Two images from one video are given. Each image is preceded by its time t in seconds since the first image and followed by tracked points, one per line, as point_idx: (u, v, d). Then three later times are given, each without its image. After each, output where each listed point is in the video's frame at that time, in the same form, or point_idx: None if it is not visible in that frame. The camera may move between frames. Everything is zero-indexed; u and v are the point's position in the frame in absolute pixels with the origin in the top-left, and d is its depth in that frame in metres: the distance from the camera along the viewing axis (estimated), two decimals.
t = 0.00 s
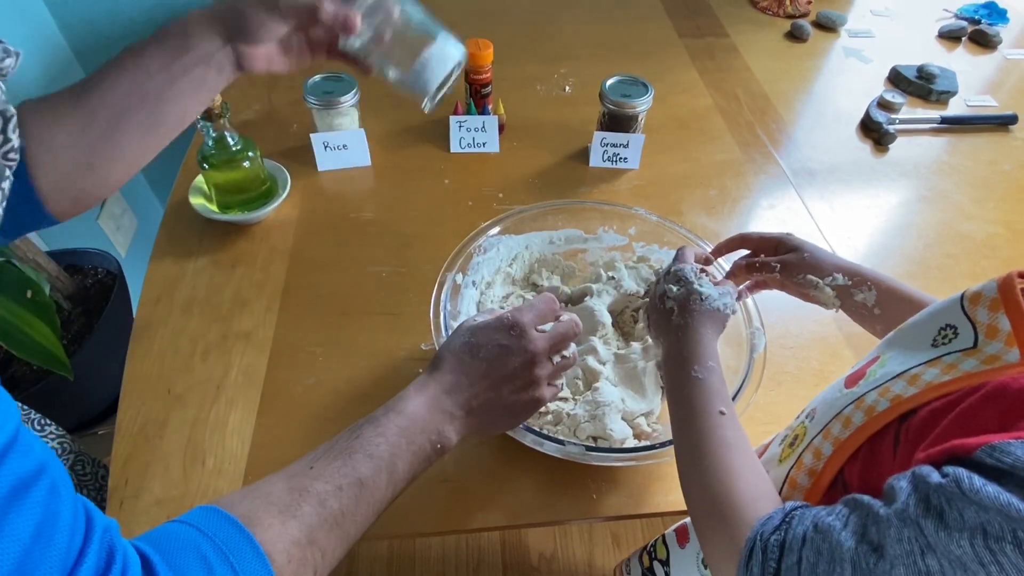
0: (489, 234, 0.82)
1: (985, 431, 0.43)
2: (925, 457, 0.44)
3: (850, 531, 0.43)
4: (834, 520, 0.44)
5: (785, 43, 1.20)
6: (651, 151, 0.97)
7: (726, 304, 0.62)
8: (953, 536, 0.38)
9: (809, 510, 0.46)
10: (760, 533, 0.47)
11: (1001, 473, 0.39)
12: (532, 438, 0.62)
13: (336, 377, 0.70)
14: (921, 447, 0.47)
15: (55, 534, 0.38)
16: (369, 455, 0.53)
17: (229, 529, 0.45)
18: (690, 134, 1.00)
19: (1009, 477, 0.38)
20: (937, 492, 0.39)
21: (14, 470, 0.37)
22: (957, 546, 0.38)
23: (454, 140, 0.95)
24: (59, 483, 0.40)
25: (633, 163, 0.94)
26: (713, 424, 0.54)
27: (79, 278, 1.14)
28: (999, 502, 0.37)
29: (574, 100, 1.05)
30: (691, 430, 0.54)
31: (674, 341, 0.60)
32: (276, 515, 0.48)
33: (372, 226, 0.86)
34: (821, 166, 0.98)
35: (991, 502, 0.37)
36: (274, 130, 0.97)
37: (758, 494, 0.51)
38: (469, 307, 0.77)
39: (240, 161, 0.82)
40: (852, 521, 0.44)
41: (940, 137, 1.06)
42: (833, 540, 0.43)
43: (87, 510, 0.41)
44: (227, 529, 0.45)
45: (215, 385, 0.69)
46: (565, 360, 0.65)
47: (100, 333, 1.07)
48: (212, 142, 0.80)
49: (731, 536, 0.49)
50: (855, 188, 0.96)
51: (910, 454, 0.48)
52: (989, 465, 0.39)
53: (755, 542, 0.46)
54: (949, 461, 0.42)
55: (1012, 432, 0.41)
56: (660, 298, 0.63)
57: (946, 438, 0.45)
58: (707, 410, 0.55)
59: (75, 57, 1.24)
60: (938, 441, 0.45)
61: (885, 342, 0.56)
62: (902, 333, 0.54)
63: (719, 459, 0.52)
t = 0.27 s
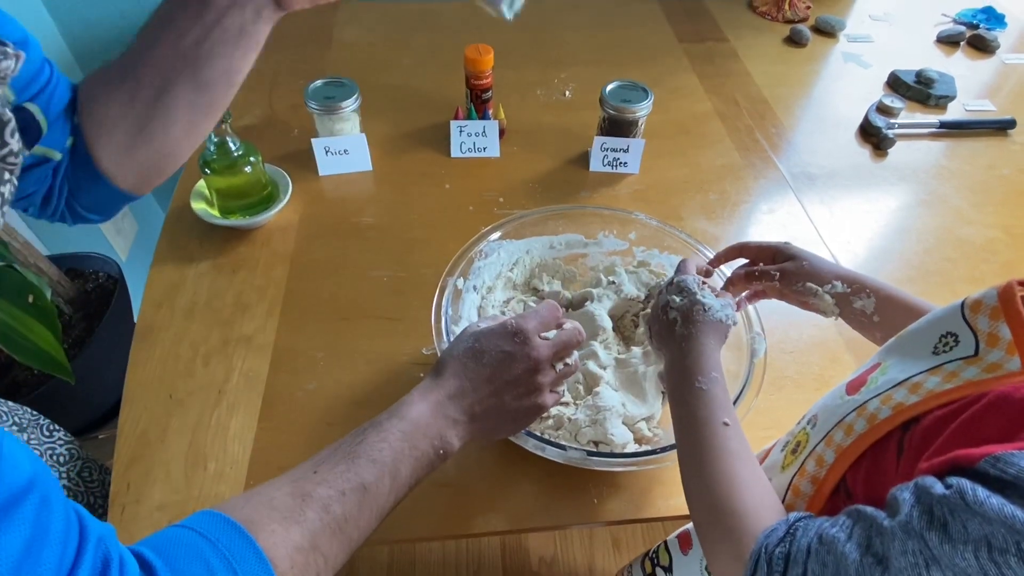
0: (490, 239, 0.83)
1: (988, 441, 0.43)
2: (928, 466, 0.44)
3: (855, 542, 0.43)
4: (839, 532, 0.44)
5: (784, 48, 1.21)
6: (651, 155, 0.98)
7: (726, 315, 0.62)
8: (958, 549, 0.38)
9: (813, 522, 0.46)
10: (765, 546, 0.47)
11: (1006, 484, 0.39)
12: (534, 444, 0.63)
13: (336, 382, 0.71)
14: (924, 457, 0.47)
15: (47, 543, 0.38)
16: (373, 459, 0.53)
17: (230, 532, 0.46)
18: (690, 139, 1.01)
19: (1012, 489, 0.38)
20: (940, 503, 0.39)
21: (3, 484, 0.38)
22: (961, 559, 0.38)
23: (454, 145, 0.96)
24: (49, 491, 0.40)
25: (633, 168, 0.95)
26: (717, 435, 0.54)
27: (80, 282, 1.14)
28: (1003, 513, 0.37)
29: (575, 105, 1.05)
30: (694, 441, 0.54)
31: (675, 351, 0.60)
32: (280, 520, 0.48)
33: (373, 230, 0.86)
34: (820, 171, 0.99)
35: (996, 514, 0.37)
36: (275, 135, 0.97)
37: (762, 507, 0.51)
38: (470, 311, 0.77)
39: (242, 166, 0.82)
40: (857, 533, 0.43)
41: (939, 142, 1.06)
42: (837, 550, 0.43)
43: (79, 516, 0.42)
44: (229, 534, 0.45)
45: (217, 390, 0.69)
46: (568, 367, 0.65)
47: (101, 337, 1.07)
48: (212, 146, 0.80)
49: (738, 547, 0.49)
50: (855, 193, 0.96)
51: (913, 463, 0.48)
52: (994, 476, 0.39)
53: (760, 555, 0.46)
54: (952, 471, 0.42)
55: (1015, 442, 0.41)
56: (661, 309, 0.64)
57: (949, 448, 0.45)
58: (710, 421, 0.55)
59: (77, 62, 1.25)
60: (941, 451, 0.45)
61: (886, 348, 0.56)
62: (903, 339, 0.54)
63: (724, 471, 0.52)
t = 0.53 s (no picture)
0: (490, 242, 0.83)
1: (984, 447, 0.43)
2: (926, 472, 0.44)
3: (856, 550, 0.43)
4: (839, 538, 0.45)
5: (781, 53, 1.22)
6: (649, 160, 0.98)
7: (716, 323, 0.62)
8: (960, 556, 0.39)
9: (813, 529, 0.47)
10: (766, 553, 0.47)
11: (1004, 488, 0.39)
12: (534, 446, 0.63)
13: (337, 385, 0.71)
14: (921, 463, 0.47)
15: (63, 565, 0.38)
16: (375, 468, 0.54)
17: (238, 544, 0.46)
18: (688, 143, 1.01)
19: (1011, 493, 0.39)
20: (940, 509, 0.40)
21: (22, 511, 0.38)
22: (962, 566, 0.39)
23: (454, 149, 0.96)
24: (62, 512, 0.41)
25: (631, 172, 0.95)
26: (714, 443, 0.54)
27: (81, 286, 1.15)
28: (1004, 519, 0.37)
29: (574, 109, 1.06)
30: (691, 449, 0.55)
31: (670, 359, 0.61)
32: (284, 529, 0.48)
33: (373, 234, 0.86)
34: (817, 175, 0.99)
35: (997, 521, 0.37)
36: (276, 139, 0.98)
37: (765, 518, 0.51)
38: (471, 314, 0.78)
39: (244, 171, 0.83)
40: (857, 540, 0.44)
41: (936, 146, 1.07)
42: (836, 555, 0.44)
43: (91, 535, 0.42)
44: (238, 547, 0.46)
45: (218, 393, 0.69)
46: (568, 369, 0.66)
47: (102, 340, 1.07)
48: (216, 150, 0.80)
49: (736, 553, 0.49)
50: (852, 197, 0.96)
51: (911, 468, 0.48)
52: (991, 481, 0.40)
53: (761, 563, 0.47)
54: (950, 477, 0.42)
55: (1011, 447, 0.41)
56: (656, 317, 0.64)
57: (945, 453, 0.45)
58: (705, 430, 0.55)
59: (79, 67, 1.26)
60: (938, 456, 0.45)
61: (879, 352, 0.57)
62: (896, 344, 0.55)
63: (722, 479, 0.52)
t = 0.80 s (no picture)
0: (491, 244, 0.84)
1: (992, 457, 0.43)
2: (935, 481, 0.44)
3: (864, 558, 0.43)
4: (847, 547, 0.44)
5: (780, 57, 1.23)
6: (649, 163, 0.99)
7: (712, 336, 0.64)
8: (970, 565, 0.39)
9: (820, 536, 0.47)
10: (773, 561, 0.47)
11: (1013, 498, 0.40)
12: (535, 446, 0.63)
13: (339, 386, 0.71)
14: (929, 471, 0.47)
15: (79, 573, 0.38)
16: (379, 469, 0.54)
17: (244, 546, 0.46)
18: (687, 147, 1.02)
19: (1020, 503, 0.39)
20: (949, 519, 0.40)
21: (36, 521, 0.38)
22: None
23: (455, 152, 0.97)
24: (79, 523, 0.40)
25: (631, 175, 0.96)
26: (718, 451, 0.55)
27: (82, 288, 1.15)
28: (1015, 529, 0.37)
29: (574, 113, 1.06)
30: (695, 455, 0.55)
31: (673, 366, 0.61)
32: (292, 531, 0.48)
33: (374, 236, 0.87)
34: (816, 178, 1.00)
35: (1008, 532, 0.38)
36: (277, 142, 0.98)
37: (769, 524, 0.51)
38: (471, 316, 0.78)
39: (246, 173, 0.83)
40: (865, 549, 0.44)
41: (934, 149, 1.07)
42: (845, 564, 0.43)
43: (108, 541, 0.41)
44: (244, 549, 0.45)
45: (220, 394, 0.70)
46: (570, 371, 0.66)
47: (103, 343, 1.08)
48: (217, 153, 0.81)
49: (739, 559, 0.49)
50: (851, 200, 0.97)
51: (916, 476, 0.49)
52: (1000, 491, 0.40)
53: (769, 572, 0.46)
54: (958, 486, 0.42)
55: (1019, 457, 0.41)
56: (658, 326, 0.64)
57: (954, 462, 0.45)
58: (711, 438, 0.56)
59: (80, 69, 1.26)
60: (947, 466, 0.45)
61: (881, 356, 0.57)
62: (899, 349, 0.55)
63: (724, 487, 0.53)
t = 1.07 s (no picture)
0: (491, 247, 0.84)
1: (994, 467, 0.42)
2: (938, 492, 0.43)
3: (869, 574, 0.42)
4: (852, 563, 0.43)
5: (777, 62, 1.23)
6: (648, 166, 1.00)
7: (704, 363, 0.65)
8: None
9: (822, 553, 0.46)
10: None
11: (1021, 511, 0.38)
12: (535, 446, 0.64)
13: (340, 388, 0.72)
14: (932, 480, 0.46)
15: None
16: (381, 470, 0.54)
17: (252, 550, 0.46)
18: (686, 150, 1.03)
19: None
20: (954, 531, 0.39)
21: (76, 526, 0.39)
22: None
23: (455, 156, 0.97)
24: (106, 531, 0.41)
25: (630, 179, 0.96)
26: (716, 471, 0.55)
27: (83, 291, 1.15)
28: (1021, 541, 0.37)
29: (573, 117, 1.07)
30: (696, 472, 0.55)
31: (670, 385, 0.61)
32: (298, 534, 0.49)
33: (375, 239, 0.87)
34: (814, 182, 1.00)
35: (1015, 544, 0.37)
36: (278, 146, 0.99)
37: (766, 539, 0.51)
38: (471, 317, 0.79)
39: (247, 177, 0.84)
40: (870, 565, 0.43)
41: (931, 153, 1.08)
42: None
43: (132, 550, 0.43)
44: (249, 551, 0.46)
45: (222, 396, 0.70)
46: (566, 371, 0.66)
47: (104, 345, 1.08)
48: (218, 158, 0.82)
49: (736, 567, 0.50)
50: (848, 203, 0.98)
51: (919, 485, 0.47)
52: (1007, 503, 0.39)
53: None
54: (965, 497, 0.41)
55: None
56: (657, 348, 0.65)
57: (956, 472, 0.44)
58: (712, 455, 0.56)
59: (81, 73, 1.28)
60: (952, 475, 0.44)
61: (882, 360, 0.56)
62: (900, 354, 0.54)
63: (720, 504, 0.53)
